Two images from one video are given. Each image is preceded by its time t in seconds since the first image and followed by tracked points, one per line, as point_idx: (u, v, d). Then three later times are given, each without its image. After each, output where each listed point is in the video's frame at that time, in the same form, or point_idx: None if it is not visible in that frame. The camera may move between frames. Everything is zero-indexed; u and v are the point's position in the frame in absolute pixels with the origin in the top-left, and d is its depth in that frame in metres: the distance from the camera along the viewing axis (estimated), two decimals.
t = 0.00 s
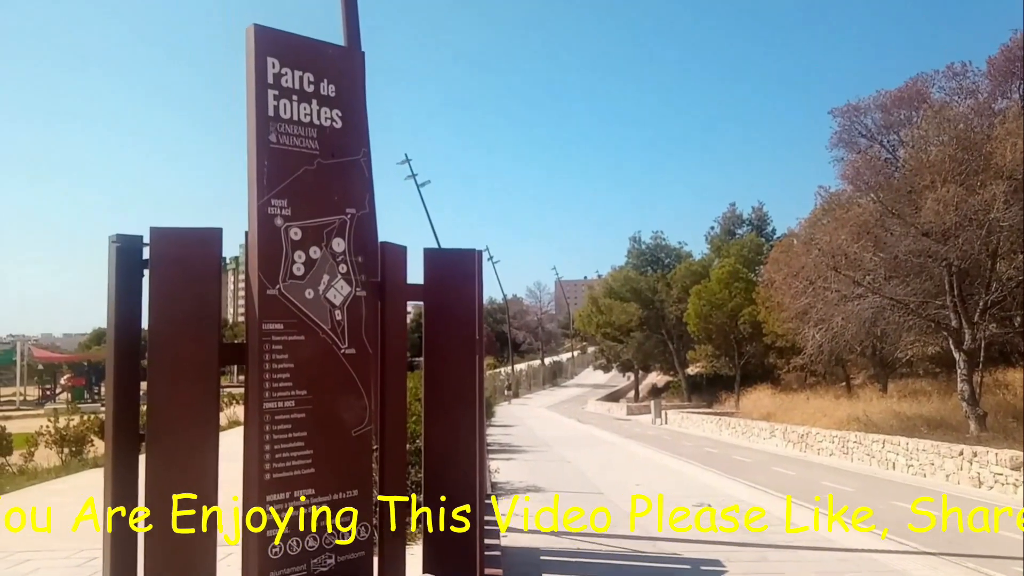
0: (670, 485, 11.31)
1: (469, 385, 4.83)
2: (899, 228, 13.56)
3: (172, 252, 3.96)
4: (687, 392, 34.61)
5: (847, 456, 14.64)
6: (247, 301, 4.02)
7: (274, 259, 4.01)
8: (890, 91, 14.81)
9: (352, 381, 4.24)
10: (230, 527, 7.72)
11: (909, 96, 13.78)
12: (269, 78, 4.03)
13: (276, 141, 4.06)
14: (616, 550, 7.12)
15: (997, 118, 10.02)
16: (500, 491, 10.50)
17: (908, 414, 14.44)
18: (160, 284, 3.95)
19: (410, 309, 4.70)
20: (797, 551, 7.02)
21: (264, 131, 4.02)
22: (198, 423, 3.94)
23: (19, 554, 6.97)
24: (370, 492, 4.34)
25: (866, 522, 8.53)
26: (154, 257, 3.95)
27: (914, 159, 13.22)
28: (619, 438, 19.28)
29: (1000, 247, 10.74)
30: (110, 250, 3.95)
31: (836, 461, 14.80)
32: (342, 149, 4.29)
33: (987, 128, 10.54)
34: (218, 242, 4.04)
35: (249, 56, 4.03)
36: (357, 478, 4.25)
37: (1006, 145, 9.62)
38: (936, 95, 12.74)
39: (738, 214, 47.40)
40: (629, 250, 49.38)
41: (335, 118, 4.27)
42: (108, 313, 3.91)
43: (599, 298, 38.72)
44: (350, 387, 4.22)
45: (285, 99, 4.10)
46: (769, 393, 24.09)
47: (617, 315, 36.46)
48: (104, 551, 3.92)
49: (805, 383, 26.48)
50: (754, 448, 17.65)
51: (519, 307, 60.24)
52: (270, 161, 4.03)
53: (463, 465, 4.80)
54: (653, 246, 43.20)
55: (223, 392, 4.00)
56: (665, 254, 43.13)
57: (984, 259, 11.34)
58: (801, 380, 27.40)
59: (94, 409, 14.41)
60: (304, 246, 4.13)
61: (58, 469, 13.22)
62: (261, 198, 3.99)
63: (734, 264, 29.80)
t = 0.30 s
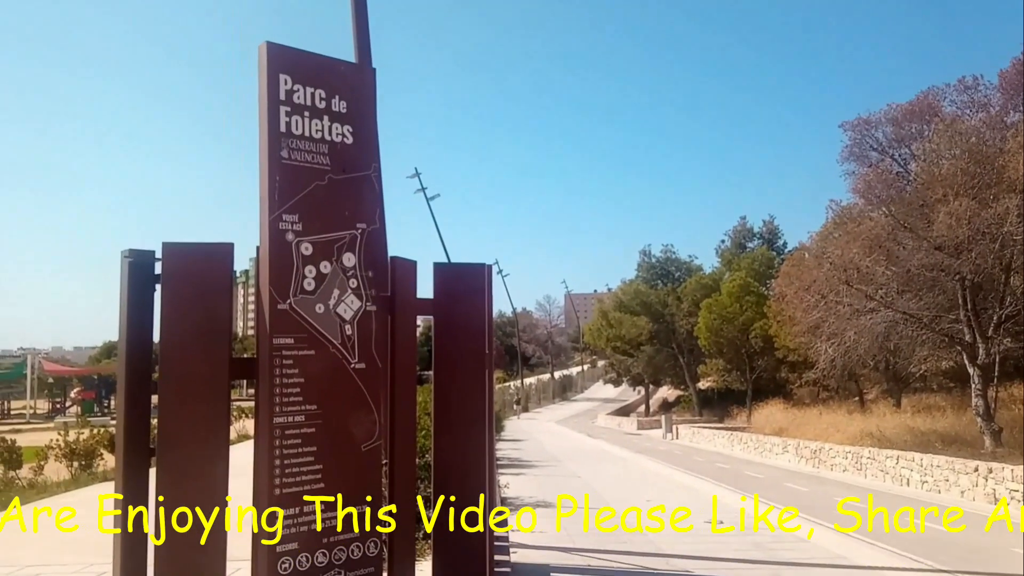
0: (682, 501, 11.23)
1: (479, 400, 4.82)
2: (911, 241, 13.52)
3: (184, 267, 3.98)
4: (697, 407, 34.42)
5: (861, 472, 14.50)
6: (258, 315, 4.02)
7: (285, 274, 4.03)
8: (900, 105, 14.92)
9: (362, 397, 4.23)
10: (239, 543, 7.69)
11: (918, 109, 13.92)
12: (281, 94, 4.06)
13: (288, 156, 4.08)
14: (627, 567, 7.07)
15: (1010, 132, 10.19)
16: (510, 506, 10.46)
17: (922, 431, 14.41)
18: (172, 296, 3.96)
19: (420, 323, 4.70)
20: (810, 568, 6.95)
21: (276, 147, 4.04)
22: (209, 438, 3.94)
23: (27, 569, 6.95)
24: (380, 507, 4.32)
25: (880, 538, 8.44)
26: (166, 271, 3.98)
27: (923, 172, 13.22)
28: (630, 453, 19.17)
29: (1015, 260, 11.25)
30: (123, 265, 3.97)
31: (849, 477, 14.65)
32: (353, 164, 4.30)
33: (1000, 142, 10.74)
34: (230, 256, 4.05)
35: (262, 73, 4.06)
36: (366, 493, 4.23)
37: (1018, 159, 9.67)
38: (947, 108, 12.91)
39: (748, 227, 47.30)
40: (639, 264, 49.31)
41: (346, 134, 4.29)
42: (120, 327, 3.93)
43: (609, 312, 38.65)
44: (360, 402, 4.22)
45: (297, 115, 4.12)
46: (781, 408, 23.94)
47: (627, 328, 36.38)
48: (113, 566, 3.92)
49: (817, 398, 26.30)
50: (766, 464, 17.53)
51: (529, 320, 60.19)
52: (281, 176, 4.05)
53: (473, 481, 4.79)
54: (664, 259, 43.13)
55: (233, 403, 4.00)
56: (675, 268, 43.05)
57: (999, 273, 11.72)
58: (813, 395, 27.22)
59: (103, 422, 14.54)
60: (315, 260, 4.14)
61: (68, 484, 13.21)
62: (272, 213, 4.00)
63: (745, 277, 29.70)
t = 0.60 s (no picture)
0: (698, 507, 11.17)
1: (494, 404, 4.83)
2: (929, 246, 13.27)
3: (204, 273, 4.02)
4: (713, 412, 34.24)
5: (879, 479, 14.38)
6: (275, 321, 4.05)
7: (302, 280, 4.05)
8: (918, 108, 14.96)
9: (378, 402, 4.25)
10: (256, 547, 7.73)
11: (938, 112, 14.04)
12: (298, 101, 4.09)
13: (305, 163, 4.11)
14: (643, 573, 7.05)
15: None
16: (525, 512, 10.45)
17: (942, 437, 14.37)
18: (190, 301, 4.00)
19: (435, 328, 4.71)
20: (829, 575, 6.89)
21: (293, 154, 4.07)
22: (227, 445, 3.96)
23: (47, 572, 7.02)
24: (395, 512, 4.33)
25: (899, 546, 8.37)
26: (185, 276, 4.01)
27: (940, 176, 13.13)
28: (645, 459, 19.10)
29: None
30: (142, 270, 4.01)
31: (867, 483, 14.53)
32: (368, 170, 4.33)
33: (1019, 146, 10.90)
34: (247, 262, 4.08)
35: (279, 80, 4.09)
36: (382, 498, 4.25)
37: None
38: (967, 113, 13.06)
39: (764, 232, 47.09)
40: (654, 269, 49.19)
41: (362, 141, 4.32)
42: (139, 331, 3.96)
43: (624, 317, 38.55)
44: (376, 407, 4.23)
45: (313, 122, 4.15)
46: (798, 414, 23.77)
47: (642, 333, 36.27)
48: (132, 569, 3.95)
49: (835, 404, 26.09)
50: (783, 470, 17.42)
51: (543, 325, 60.12)
52: (299, 183, 4.08)
53: (487, 487, 4.79)
54: (679, 264, 42.98)
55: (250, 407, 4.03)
56: (690, 273, 42.90)
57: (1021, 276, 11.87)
58: (831, 401, 27.01)
59: (120, 426, 14.70)
60: (331, 266, 4.16)
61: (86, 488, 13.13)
62: (289, 220, 4.03)
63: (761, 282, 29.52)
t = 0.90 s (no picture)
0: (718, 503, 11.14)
1: (513, 398, 4.85)
2: (952, 240, 13.10)
3: (227, 270, 4.07)
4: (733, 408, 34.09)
5: (900, 475, 14.27)
6: (297, 316, 4.09)
7: (323, 275, 4.09)
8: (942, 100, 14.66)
9: (398, 396, 4.28)
10: (278, 539, 7.83)
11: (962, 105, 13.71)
12: (320, 98, 4.12)
13: (327, 159, 4.14)
14: (662, 568, 7.05)
15: None
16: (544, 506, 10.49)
17: (964, 431, 14.09)
18: (214, 296, 4.05)
19: (455, 322, 4.74)
20: (849, 572, 6.86)
21: (315, 150, 4.10)
22: (251, 440, 4.01)
23: (75, 563, 7.15)
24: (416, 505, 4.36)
25: (922, 543, 8.31)
26: (208, 272, 4.06)
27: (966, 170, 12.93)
28: (664, 454, 19.07)
29: None
30: (166, 266, 4.06)
31: (888, 480, 14.42)
32: (389, 166, 4.36)
33: None
34: (269, 257, 4.12)
35: (301, 77, 4.12)
36: (403, 491, 4.28)
37: None
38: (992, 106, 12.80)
39: (784, 227, 46.74)
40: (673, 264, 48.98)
41: (383, 137, 4.34)
42: (164, 326, 4.01)
43: (642, 311, 38.43)
44: (397, 401, 4.27)
45: (335, 118, 4.18)
46: (818, 409, 23.61)
47: (661, 328, 36.11)
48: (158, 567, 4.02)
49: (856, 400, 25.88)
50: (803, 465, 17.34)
51: (562, 320, 60.04)
52: (320, 178, 4.11)
53: (507, 480, 4.81)
54: (698, 259, 42.76)
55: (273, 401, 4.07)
56: (709, 268, 42.66)
57: None
58: (852, 397, 26.76)
59: (144, 419, 14.94)
60: (352, 261, 4.19)
61: (110, 479, 13.44)
62: (311, 215, 4.06)
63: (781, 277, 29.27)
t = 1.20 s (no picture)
0: (740, 487, 11.15)
1: (536, 383, 4.89)
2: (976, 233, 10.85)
3: (253, 257, 4.13)
4: (756, 393, 33.92)
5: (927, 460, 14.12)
6: (323, 302, 4.14)
7: (347, 261, 4.13)
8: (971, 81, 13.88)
9: (422, 380, 4.33)
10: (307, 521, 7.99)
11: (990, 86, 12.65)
12: (342, 84, 4.15)
13: (349, 145, 4.17)
14: (686, 551, 7.08)
15: None
16: (566, 490, 10.56)
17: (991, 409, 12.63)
18: (241, 283, 4.11)
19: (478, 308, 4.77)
20: (875, 556, 6.83)
21: (338, 136, 4.14)
22: (278, 427, 4.08)
23: (111, 543, 7.36)
24: (441, 488, 4.41)
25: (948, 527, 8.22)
26: (235, 258, 4.13)
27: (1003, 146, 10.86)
28: (686, 439, 19.05)
29: None
30: (194, 253, 4.14)
31: (915, 465, 14.29)
32: (411, 152, 4.38)
33: None
34: (295, 243, 4.19)
35: (323, 64, 4.15)
36: (428, 474, 4.33)
37: None
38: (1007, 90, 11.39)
39: (809, 211, 46.15)
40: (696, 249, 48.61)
41: (405, 123, 4.37)
42: (192, 312, 4.09)
43: (664, 297, 38.25)
44: (421, 385, 4.32)
45: (357, 105, 4.21)
46: (843, 394, 23.38)
47: (683, 313, 35.91)
48: (189, 558, 4.10)
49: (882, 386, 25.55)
50: (828, 451, 17.23)
51: (583, 306, 59.91)
52: (343, 165, 4.15)
53: (531, 463, 4.85)
54: (721, 244, 42.38)
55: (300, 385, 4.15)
56: (732, 253, 42.27)
57: None
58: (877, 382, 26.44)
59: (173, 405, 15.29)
60: (376, 247, 4.23)
61: (141, 462, 13.48)
62: (335, 202, 4.10)
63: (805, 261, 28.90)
